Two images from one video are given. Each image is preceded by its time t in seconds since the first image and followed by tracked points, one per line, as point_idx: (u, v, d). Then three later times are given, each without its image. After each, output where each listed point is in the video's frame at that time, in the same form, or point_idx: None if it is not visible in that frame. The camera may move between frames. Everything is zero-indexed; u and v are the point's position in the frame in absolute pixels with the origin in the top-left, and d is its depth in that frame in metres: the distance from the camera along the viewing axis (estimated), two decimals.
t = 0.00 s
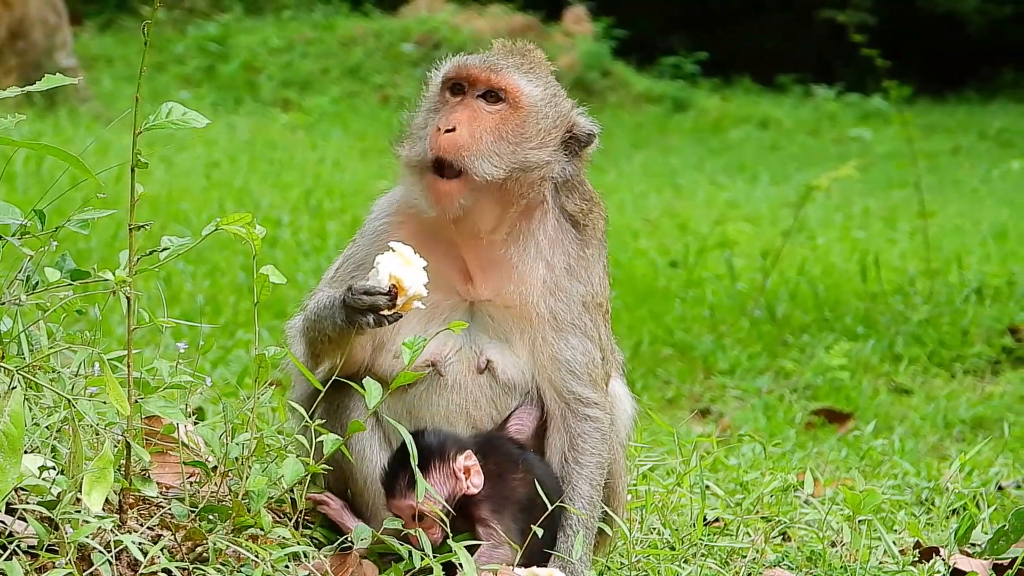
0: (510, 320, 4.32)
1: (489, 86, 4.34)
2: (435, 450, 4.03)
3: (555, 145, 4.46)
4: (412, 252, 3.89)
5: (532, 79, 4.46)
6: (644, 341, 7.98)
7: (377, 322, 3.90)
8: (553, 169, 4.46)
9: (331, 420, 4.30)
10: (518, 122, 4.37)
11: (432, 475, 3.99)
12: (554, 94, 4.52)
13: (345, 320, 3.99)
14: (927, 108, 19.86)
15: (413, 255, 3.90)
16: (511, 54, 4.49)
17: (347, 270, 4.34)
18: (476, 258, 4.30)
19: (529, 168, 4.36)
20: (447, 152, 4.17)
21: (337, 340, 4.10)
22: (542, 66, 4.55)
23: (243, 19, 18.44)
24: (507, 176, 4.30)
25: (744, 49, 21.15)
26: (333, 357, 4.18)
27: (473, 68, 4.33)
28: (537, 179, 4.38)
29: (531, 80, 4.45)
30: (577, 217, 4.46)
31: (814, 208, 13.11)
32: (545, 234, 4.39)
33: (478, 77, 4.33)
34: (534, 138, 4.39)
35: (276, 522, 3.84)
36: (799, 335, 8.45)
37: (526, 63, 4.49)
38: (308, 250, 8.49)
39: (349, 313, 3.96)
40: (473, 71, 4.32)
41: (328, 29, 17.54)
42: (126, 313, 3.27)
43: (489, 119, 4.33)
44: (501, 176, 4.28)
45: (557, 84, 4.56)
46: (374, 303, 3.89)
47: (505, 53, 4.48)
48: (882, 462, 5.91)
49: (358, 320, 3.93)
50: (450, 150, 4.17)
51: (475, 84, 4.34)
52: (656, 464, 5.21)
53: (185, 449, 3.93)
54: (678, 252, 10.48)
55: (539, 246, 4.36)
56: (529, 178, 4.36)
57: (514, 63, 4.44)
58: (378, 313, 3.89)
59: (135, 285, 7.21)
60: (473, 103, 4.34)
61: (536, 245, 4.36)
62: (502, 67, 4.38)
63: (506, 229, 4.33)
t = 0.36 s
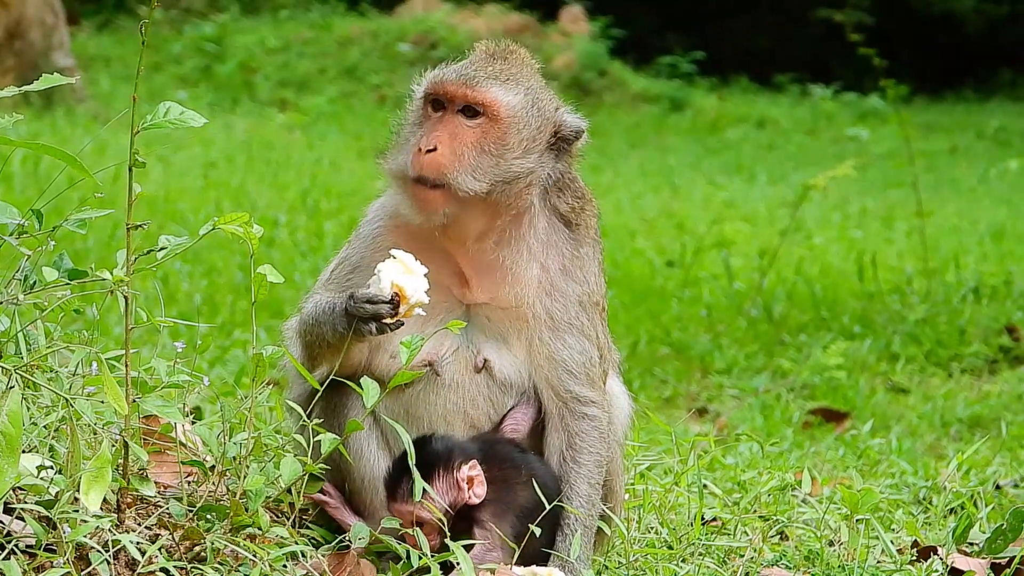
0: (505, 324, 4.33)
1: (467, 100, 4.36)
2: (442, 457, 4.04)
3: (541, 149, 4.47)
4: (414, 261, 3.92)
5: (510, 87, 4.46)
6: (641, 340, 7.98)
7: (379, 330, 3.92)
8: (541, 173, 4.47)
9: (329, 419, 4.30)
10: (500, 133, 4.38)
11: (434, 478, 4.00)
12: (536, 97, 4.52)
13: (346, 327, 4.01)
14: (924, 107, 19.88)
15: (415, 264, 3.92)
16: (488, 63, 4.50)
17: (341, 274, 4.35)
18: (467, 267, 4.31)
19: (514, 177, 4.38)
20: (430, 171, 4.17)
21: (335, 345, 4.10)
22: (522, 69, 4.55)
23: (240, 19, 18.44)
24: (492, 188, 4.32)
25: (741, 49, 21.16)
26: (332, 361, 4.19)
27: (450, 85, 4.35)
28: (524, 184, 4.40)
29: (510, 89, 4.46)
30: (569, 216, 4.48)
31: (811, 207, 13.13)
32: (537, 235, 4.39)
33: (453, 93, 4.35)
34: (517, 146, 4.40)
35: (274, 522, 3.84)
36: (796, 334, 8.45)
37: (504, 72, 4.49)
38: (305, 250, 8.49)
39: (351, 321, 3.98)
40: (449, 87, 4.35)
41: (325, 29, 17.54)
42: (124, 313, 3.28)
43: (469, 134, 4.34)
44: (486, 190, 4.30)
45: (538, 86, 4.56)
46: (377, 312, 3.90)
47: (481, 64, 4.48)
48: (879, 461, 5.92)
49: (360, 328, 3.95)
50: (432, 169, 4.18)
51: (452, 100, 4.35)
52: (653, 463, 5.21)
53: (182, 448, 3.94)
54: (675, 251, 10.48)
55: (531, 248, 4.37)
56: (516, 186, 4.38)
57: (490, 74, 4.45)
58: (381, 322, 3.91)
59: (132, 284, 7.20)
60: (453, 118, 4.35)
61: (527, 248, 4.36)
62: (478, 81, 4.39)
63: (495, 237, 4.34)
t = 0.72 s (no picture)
0: (504, 324, 4.35)
1: (451, 129, 4.24)
2: (477, 442, 4.05)
3: (532, 157, 4.40)
4: (417, 266, 3.92)
5: (494, 104, 4.34)
6: (645, 337, 7.98)
7: (383, 334, 3.95)
8: (536, 178, 4.42)
9: (333, 416, 4.29)
10: (488, 159, 4.28)
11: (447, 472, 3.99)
12: (521, 107, 4.40)
13: (347, 332, 4.04)
14: (928, 104, 19.87)
15: (417, 270, 3.92)
16: (470, 82, 4.34)
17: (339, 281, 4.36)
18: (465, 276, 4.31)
19: (507, 195, 4.31)
20: (420, 205, 4.12)
21: (335, 349, 4.12)
22: (506, 78, 4.41)
23: (244, 16, 18.43)
24: (484, 212, 4.26)
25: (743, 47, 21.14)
26: (334, 364, 4.22)
27: (433, 114, 4.24)
28: (518, 197, 4.33)
29: (495, 107, 4.34)
30: (567, 214, 4.45)
31: (815, 204, 13.12)
32: (535, 238, 4.37)
33: (436, 123, 4.23)
34: (507, 164, 4.31)
35: (280, 517, 3.85)
36: (800, 331, 8.45)
37: (486, 89, 4.35)
38: (309, 247, 8.49)
39: (353, 326, 4.01)
40: (432, 117, 4.23)
41: (328, 26, 17.53)
42: (128, 309, 3.28)
43: (457, 161, 4.25)
44: (478, 215, 4.25)
45: (522, 87, 4.45)
46: (381, 319, 3.95)
47: (462, 83, 4.33)
48: (883, 458, 5.91)
49: (364, 334, 3.98)
50: (423, 203, 4.12)
51: (436, 129, 4.24)
52: (658, 459, 5.20)
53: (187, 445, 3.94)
54: (679, 248, 10.48)
55: (529, 254, 4.34)
56: (510, 204, 4.32)
57: (473, 93, 4.31)
58: (386, 328, 3.95)
59: (136, 280, 7.21)
60: (438, 147, 4.24)
61: (525, 255, 4.33)
62: (461, 105, 4.27)
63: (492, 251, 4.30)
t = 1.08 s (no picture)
0: (530, 325, 4.34)
1: (483, 153, 4.19)
2: (476, 415, 4.04)
3: (559, 165, 4.37)
4: (477, 267, 3.95)
5: (520, 118, 4.28)
6: (671, 333, 7.95)
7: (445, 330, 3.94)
8: (563, 182, 4.39)
9: (361, 415, 4.28)
10: (523, 177, 4.25)
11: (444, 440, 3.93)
12: (546, 117, 4.35)
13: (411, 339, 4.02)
14: (952, 98, 19.75)
15: (476, 269, 3.95)
16: (494, 99, 4.27)
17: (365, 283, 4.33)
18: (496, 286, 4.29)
19: (540, 209, 4.29)
20: (460, 231, 4.12)
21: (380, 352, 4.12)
22: (527, 89, 4.33)
23: (267, 15, 18.46)
24: (523, 228, 4.26)
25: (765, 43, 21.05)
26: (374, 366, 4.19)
27: (462, 139, 4.19)
28: (551, 206, 4.32)
29: (522, 122, 4.28)
30: (591, 212, 4.45)
31: (840, 199, 13.06)
32: (562, 237, 4.35)
33: (469, 149, 4.18)
34: (539, 178, 4.29)
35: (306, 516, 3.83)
36: (826, 326, 8.41)
37: (510, 104, 4.29)
38: (334, 246, 8.49)
39: (417, 332, 4.00)
40: (463, 143, 4.18)
41: (351, 25, 17.54)
42: (155, 309, 3.28)
43: (491, 182, 4.22)
44: (518, 233, 4.25)
45: (543, 93, 4.39)
46: (448, 322, 3.94)
47: (487, 102, 4.26)
48: (911, 453, 5.87)
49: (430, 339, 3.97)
50: (463, 229, 4.12)
51: (467, 155, 4.19)
52: (686, 456, 5.17)
53: (214, 445, 3.94)
54: (703, 244, 10.45)
55: (558, 257, 4.32)
56: (543, 216, 4.30)
57: (499, 112, 4.25)
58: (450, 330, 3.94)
59: (162, 281, 7.22)
60: (471, 170, 4.21)
61: (555, 258, 4.32)
62: (490, 126, 4.21)
63: (524, 260, 4.29)
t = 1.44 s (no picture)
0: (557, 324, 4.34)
1: (522, 187, 4.11)
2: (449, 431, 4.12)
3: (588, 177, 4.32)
4: (540, 291, 3.99)
5: (553, 143, 4.17)
6: (697, 329, 7.93)
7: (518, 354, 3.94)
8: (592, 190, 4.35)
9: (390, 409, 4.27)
10: (560, 202, 4.21)
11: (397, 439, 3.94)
12: (574, 133, 4.25)
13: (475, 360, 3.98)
14: (978, 93, 19.62)
15: (538, 293, 3.99)
16: (525, 128, 4.14)
17: (396, 291, 4.32)
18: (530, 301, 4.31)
19: (575, 228, 4.28)
20: (505, 260, 4.13)
21: (422, 358, 4.18)
22: (553, 107, 4.20)
23: (292, 12, 18.48)
24: (564, 248, 4.26)
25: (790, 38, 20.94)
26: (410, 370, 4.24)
27: (498, 174, 4.09)
28: (586, 221, 4.30)
29: (556, 147, 4.17)
30: (617, 211, 4.44)
31: (865, 194, 12.99)
32: (591, 240, 4.35)
33: (509, 185, 4.10)
34: (573, 198, 4.25)
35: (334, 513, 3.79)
36: (852, 322, 8.36)
37: (540, 128, 4.16)
38: (359, 242, 8.50)
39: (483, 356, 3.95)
40: (498, 178, 4.09)
41: (375, 21, 17.54)
42: (181, 305, 3.27)
43: (529, 210, 4.17)
44: (561, 254, 4.26)
45: (567, 106, 4.26)
46: (519, 349, 3.93)
47: (518, 130, 4.14)
48: (937, 447, 5.83)
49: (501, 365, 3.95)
50: (508, 258, 4.13)
51: (504, 187, 4.11)
52: (712, 451, 5.15)
53: (242, 440, 3.95)
54: (729, 240, 10.41)
55: (586, 261, 4.32)
56: (578, 233, 4.29)
57: (532, 140, 4.13)
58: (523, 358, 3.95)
59: (188, 277, 7.24)
60: (508, 201, 4.15)
61: (584, 264, 4.32)
62: (526, 159, 4.10)
63: (559, 273, 4.29)
